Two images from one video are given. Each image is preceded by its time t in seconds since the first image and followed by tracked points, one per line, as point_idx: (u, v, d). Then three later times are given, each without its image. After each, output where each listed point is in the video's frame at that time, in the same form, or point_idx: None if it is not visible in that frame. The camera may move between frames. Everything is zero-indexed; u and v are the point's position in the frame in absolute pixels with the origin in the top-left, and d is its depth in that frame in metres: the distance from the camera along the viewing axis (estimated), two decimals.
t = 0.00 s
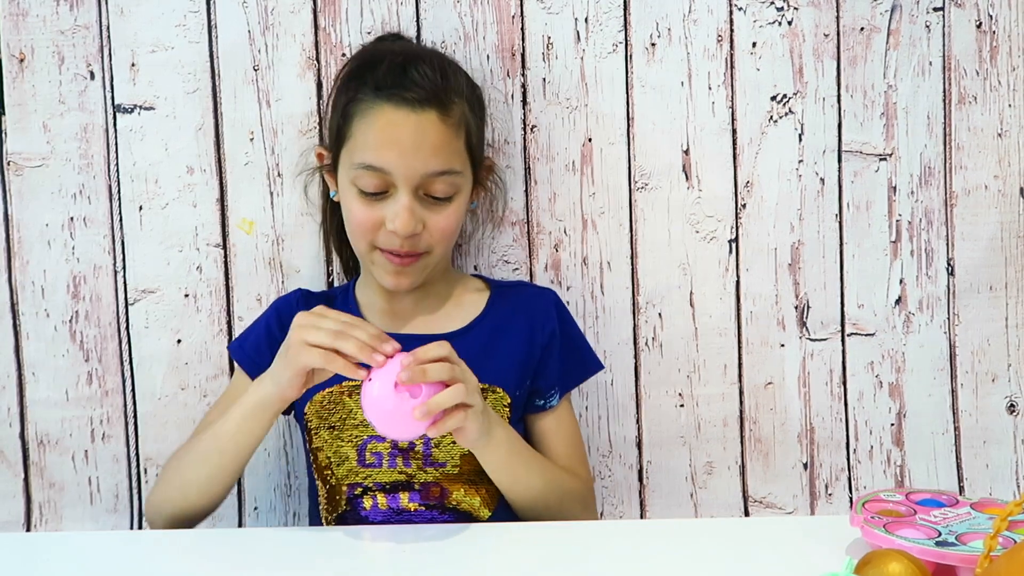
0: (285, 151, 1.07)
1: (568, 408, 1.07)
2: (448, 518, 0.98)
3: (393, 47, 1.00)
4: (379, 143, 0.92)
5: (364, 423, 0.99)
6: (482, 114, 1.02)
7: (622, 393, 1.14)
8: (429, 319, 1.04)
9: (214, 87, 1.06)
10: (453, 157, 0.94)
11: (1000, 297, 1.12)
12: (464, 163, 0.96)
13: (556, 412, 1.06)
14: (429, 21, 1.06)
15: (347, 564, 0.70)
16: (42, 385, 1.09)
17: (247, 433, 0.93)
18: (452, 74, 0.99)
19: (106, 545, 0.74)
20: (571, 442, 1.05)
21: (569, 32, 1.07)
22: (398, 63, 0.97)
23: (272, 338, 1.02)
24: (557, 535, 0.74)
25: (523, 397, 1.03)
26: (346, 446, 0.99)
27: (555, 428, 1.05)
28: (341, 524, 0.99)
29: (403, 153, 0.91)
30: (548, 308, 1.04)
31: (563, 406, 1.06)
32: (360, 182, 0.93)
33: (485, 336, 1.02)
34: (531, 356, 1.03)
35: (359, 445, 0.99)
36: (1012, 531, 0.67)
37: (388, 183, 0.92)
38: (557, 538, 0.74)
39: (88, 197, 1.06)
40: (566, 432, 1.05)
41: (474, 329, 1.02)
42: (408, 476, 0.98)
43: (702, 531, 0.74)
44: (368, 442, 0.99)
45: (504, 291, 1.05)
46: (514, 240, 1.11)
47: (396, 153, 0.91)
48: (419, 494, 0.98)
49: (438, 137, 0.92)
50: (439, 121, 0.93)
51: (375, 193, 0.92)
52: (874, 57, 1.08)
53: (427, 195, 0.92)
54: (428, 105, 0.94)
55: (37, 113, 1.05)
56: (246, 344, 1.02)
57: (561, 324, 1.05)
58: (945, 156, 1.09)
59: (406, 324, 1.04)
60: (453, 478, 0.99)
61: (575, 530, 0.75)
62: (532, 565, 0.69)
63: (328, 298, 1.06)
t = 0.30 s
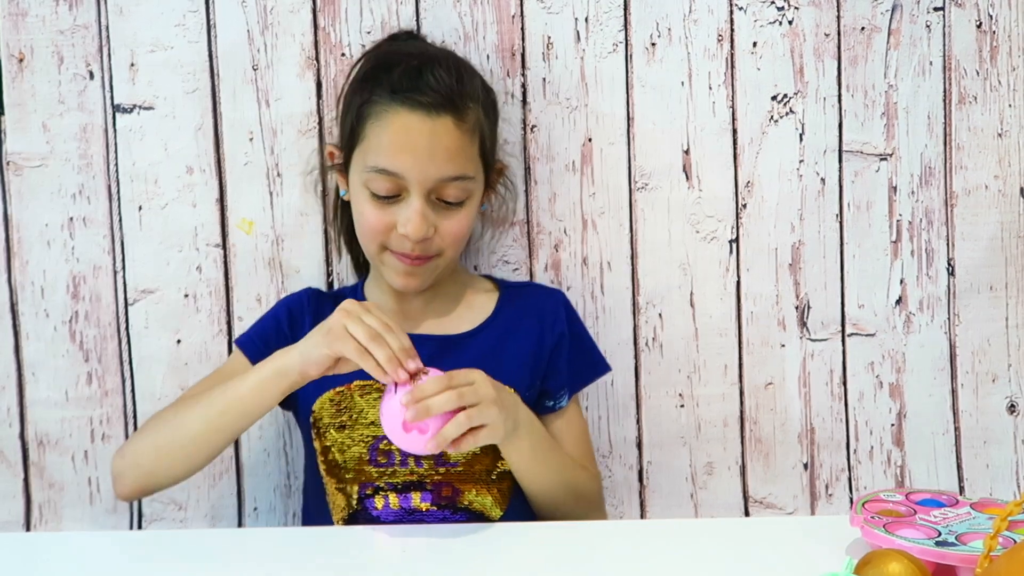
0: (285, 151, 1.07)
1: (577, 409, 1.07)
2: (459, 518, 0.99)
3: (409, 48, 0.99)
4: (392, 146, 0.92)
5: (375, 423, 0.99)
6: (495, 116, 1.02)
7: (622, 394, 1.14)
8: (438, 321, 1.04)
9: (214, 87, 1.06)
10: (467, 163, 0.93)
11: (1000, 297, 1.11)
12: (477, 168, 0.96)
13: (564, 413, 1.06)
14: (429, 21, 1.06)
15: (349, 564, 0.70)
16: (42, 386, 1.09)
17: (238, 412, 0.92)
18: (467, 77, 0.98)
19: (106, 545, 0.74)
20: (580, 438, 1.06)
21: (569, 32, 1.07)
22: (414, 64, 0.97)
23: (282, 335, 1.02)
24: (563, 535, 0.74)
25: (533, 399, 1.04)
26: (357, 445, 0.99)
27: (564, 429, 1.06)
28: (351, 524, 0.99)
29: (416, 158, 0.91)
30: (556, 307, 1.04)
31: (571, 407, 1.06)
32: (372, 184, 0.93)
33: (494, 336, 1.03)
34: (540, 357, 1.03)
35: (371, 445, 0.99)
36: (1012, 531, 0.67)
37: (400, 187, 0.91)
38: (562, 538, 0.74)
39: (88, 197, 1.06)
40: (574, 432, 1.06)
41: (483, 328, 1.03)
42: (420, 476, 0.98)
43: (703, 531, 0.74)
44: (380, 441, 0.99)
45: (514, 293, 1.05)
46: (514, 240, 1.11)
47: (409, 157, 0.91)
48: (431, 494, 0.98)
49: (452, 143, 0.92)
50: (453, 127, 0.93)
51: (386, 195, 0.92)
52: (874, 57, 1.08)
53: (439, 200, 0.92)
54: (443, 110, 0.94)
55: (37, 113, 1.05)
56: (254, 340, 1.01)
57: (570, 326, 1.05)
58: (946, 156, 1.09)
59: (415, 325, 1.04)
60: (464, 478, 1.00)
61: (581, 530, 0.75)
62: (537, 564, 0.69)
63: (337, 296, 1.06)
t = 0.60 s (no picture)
0: (282, 149, 1.07)
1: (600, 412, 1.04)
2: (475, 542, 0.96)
3: (427, 27, 1.00)
4: (415, 116, 0.92)
5: (388, 441, 0.98)
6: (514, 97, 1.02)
7: (623, 395, 1.13)
8: (454, 322, 1.03)
9: (208, 84, 1.05)
10: (490, 134, 0.93)
11: (1002, 296, 1.11)
12: (500, 142, 0.95)
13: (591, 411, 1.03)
14: (428, 18, 1.06)
15: (340, 561, 0.69)
16: (38, 386, 1.09)
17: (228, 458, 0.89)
18: (488, 53, 0.99)
19: (98, 544, 0.73)
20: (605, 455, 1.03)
21: (568, 29, 1.07)
22: (434, 41, 0.97)
23: (303, 343, 1.04)
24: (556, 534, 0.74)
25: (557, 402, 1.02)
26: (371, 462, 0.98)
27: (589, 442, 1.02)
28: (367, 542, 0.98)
29: (440, 125, 0.91)
30: (574, 310, 1.02)
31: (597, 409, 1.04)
32: (395, 156, 0.92)
33: (511, 341, 1.00)
34: (558, 363, 1.01)
35: (384, 467, 0.97)
36: (1012, 531, 0.67)
37: (424, 157, 0.91)
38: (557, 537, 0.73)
39: (82, 196, 1.06)
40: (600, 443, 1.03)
41: (500, 333, 1.00)
42: (433, 500, 0.96)
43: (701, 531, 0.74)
44: (392, 463, 0.97)
45: (532, 288, 1.03)
46: (514, 239, 1.11)
47: (432, 125, 0.91)
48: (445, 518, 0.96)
49: (476, 114, 0.92)
50: (474, 97, 0.93)
51: (410, 169, 0.92)
52: (875, 54, 1.07)
53: (463, 172, 0.92)
54: (464, 80, 0.94)
55: (29, 111, 1.04)
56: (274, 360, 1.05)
57: (590, 320, 1.03)
58: (947, 155, 1.09)
59: (432, 326, 1.03)
60: (480, 502, 0.97)
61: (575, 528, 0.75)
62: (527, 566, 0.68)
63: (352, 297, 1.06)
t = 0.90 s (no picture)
0: (282, 149, 1.07)
1: (612, 402, 1.04)
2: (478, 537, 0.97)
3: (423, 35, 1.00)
4: (416, 123, 0.92)
5: (398, 431, 0.97)
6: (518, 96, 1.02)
7: (623, 395, 1.13)
8: (467, 319, 1.02)
9: (209, 84, 1.05)
10: (493, 135, 0.94)
11: (1002, 297, 1.11)
12: (503, 141, 0.95)
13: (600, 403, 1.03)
14: (428, 18, 1.06)
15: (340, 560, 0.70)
16: (37, 386, 1.09)
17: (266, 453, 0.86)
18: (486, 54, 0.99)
19: (99, 544, 0.73)
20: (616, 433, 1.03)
21: (568, 29, 1.07)
22: (430, 47, 0.98)
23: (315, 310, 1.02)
24: (556, 534, 0.74)
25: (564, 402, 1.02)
26: (381, 452, 0.97)
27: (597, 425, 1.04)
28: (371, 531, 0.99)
29: (441, 131, 0.91)
30: (579, 306, 1.01)
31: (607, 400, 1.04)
32: (399, 163, 0.92)
33: (519, 341, 1.00)
34: (566, 361, 1.00)
35: (393, 455, 0.97)
36: (1013, 531, 0.66)
37: (427, 163, 0.91)
38: (557, 536, 0.73)
39: (81, 196, 1.06)
40: (610, 429, 1.03)
41: (509, 331, 1.00)
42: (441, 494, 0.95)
43: (701, 531, 0.74)
44: (402, 453, 0.96)
45: (539, 285, 1.03)
46: (514, 240, 1.11)
47: (433, 131, 0.91)
48: (451, 514, 0.96)
49: (477, 116, 0.93)
50: (475, 99, 0.93)
51: (414, 176, 0.92)
52: (875, 54, 1.07)
53: (468, 174, 0.92)
54: (463, 83, 0.94)
55: (30, 112, 1.04)
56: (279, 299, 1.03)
57: (595, 315, 1.02)
58: (947, 155, 1.09)
59: (443, 326, 1.01)
60: (485, 498, 0.97)
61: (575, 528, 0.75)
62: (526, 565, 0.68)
63: (370, 275, 1.05)
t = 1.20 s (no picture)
0: (282, 150, 1.07)
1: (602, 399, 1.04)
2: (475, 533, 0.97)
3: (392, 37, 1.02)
4: (393, 107, 0.92)
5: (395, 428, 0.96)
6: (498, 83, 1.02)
7: (623, 396, 1.13)
8: (464, 321, 1.01)
9: (210, 85, 1.05)
10: (472, 109, 0.93)
11: (1002, 297, 1.11)
12: (484, 115, 0.95)
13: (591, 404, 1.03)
14: (428, 18, 1.06)
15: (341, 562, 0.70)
16: (39, 386, 1.09)
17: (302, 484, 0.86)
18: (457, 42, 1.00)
19: (100, 545, 0.73)
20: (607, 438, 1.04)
21: (569, 29, 1.07)
22: (400, 43, 0.99)
23: (313, 300, 0.99)
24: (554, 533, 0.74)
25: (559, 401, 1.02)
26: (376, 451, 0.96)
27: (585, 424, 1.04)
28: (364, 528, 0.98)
29: (418, 109, 0.91)
30: (573, 304, 1.02)
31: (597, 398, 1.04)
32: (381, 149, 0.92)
33: (513, 343, 0.99)
34: (559, 360, 1.00)
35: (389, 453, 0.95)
36: (1012, 531, 0.66)
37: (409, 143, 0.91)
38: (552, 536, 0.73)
39: (83, 196, 1.06)
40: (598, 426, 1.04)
41: (503, 332, 1.00)
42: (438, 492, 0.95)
43: (700, 531, 0.74)
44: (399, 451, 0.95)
45: (529, 285, 1.02)
46: (514, 240, 1.11)
47: (410, 110, 0.91)
48: (448, 511, 0.96)
49: (453, 91, 0.93)
50: (449, 77, 0.94)
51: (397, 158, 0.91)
52: (876, 54, 1.07)
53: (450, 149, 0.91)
54: (435, 64, 0.95)
55: (32, 112, 1.05)
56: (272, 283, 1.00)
57: (587, 313, 1.02)
58: (947, 155, 1.09)
59: (439, 328, 1.00)
60: (482, 495, 0.97)
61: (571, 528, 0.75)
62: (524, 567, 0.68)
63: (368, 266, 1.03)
